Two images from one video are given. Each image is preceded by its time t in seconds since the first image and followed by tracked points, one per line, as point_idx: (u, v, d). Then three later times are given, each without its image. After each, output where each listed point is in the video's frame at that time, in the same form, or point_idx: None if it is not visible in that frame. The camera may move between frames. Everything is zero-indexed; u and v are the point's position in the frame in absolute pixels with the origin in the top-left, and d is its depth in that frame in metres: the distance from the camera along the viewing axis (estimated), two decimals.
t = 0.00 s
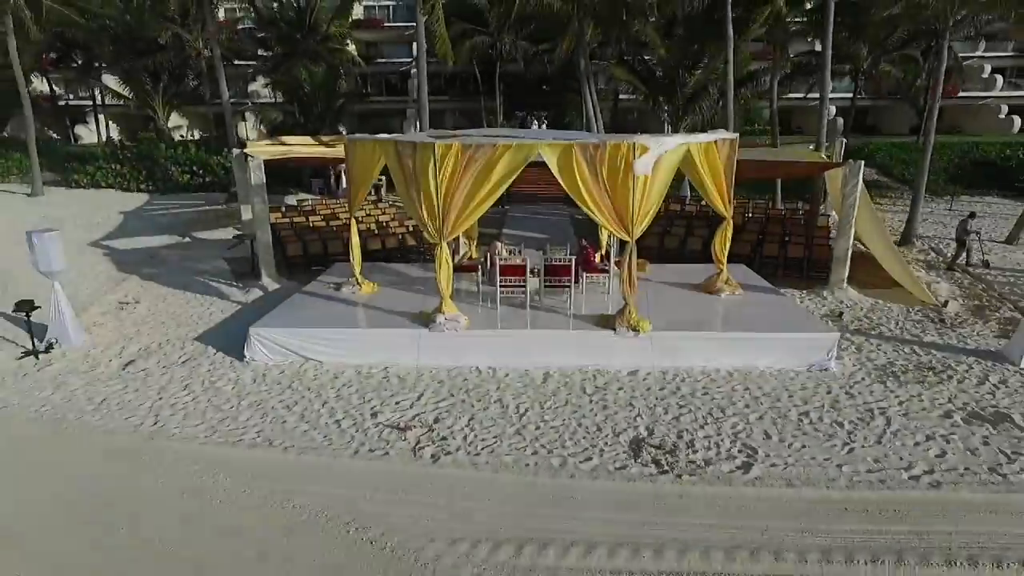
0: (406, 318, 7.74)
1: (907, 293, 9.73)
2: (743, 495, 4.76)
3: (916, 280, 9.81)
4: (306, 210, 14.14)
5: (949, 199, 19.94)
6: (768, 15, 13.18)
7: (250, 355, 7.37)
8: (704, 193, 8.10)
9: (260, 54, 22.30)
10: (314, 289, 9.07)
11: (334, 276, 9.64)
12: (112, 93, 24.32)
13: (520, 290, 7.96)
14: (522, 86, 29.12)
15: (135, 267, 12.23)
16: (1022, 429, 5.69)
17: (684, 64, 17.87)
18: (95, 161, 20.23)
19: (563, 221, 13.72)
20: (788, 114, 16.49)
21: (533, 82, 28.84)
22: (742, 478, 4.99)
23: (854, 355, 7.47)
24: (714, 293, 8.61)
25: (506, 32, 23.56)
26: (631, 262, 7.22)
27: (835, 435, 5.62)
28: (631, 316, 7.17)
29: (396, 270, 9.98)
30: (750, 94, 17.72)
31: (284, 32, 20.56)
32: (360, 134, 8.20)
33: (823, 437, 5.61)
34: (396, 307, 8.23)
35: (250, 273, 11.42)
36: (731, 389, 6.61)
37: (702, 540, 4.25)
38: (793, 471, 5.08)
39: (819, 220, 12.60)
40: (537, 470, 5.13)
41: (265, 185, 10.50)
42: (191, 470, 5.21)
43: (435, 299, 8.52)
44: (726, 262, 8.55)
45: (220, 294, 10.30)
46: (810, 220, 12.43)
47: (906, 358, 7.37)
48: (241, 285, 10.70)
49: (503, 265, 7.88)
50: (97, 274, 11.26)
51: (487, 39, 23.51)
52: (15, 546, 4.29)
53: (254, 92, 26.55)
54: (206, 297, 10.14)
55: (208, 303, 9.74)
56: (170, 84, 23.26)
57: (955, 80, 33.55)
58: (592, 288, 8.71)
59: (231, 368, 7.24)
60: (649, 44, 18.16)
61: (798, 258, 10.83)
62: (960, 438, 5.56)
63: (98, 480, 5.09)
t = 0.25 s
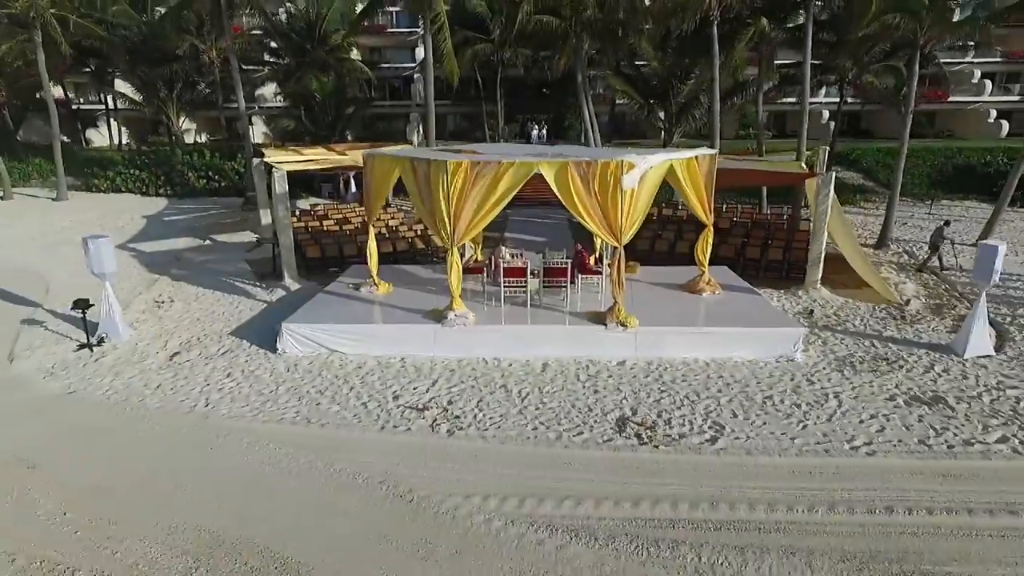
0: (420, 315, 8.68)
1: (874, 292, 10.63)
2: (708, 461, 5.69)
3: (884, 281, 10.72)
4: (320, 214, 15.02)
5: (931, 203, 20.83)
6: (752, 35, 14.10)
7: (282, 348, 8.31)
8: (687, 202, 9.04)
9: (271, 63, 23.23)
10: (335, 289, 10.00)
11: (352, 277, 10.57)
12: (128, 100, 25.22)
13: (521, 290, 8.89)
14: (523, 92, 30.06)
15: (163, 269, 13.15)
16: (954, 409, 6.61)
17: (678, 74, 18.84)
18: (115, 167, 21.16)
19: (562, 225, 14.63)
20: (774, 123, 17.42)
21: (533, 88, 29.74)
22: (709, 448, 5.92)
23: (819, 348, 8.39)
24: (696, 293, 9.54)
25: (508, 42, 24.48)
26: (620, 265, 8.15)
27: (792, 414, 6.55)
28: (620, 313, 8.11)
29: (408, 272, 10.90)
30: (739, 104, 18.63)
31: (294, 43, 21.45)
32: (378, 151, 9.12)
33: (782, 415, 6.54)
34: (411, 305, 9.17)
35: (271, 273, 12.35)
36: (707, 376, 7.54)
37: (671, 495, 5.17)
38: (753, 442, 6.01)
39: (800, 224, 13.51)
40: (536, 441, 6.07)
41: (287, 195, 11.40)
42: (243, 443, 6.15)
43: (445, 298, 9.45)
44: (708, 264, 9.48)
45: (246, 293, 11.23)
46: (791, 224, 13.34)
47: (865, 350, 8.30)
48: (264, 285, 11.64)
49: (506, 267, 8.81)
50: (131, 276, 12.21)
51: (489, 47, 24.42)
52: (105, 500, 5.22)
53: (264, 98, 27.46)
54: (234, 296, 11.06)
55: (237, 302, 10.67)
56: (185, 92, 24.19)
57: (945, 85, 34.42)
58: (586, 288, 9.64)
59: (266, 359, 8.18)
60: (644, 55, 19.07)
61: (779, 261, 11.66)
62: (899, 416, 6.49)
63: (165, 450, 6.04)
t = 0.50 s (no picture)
0: (432, 313, 9.67)
1: (846, 293, 11.60)
2: (683, 436, 6.67)
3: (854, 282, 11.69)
4: (332, 219, 15.96)
5: (913, 207, 21.82)
6: (737, 53, 15.08)
7: (309, 342, 9.31)
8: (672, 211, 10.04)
9: (282, 72, 24.21)
10: (353, 289, 10.99)
11: (368, 278, 11.56)
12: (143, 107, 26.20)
13: (523, 290, 9.87)
14: (524, 99, 31.08)
15: (189, 270, 14.13)
16: (900, 394, 7.60)
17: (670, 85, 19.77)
18: (134, 172, 22.13)
19: (560, 229, 15.57)
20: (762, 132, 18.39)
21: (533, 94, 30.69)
22: (685, 425, 6.91)
23: (790, 342, 9.38)
24: (682, 292, 10.52)
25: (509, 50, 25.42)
26: (611, 268, 9.16)
27: (759, 399, 7.54)
28: (611, 311, 9.11)
29: (419, 273, 11.89)
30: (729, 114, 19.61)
31: (304, 53, 22.41)
32: (394, 165, 10.11)
33: (750, 399, 7.53)
34: (423, 303, 10.16)
35: (291, 275, 13.33)
36: (687, 366, 8.53)
37: (650, 463, 6.16)
38: (723, 421, 7.00)
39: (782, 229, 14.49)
40: (536, 420, 7.06)
41: (307, 203, 12.37)
42: (283, 422, 7.15)
43: (454, 297, 10.44)
44: (691, 266, 10.45)
45: (269, 293, 12.21)
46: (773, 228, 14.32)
47: (830, 344, 9.29)
48: (285, 286, 12.62)
49: (509, 270, 9.80)
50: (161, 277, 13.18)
51: (491, 55, 25.38)
52: (174, 467, 6.22)
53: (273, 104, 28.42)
54: (259, 296, 12.05)
55: (263, 301, 11.66)
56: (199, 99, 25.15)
57: (932, 90, 35.42)
58: (582, 287, 10.62)
59: (295, 352, 9.17)
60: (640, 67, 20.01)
61: (760, 264, 12.60)
62: (851, 400, 7.47)
63: (218, 428, 7.03)
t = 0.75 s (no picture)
0: (442, 311, 10.70)
1: (821, 294, 12.59)
2: (664, 417, 7.70)
3: (829, 283, 12.69)
4: (344, 223, 16.96)
5: (897, 210, 22.82)
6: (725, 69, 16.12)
7: (332, 337, 10.34)
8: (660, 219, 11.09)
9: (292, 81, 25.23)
10: (370, 290, 12.02)
11: (382, 280, 12.59)
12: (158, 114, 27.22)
13: (524, 291, 10.90)
14: (525, 105, 32.10)
15: (212, 271, 15.16)
16: (857, 383, 8.62)
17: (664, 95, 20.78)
18: (152, 177, 23.16)
19: (558, 233, 16.58)
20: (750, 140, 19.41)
21: (533, 100, 31.68)
22: (667, 408, 7.93)
23: (766, 338, 10.38)
24: (669, 293, 11.54)
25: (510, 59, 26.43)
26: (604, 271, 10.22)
27: (734, 386, 8.56)
28: (604, 309, 10.13)
29: (429, 275, 12.92)
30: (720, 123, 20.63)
31: (315, 64, 23.42)
32: (408, 177, 11.18)
33: (725, 387, 8.56)
34: (434, 303, 11.19)
35: (308, 276, 14.36)
36: (672, 359, 9.56)
37: (634, 439, 7.18)
38: (700, 405, 8.03)
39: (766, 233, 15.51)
40: (537, 404, 8.08)
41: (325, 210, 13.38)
42: (316, 405, 8.19)
43: (462, 297, 11.47)
44: (678, 268, 11.48)
45: (290, 293, 13.24)
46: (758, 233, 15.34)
47: (801, 339, 10.30)
48: (305, 286, 13.64)
49: (513, 272, 10.83)
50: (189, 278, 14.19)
51: (494, 64, 26.40)
52: (228, 442, 7.27)
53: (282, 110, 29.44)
54: (281, 295, 13.08)
55: (285, 300, 12.68)
56: (213, 106, 26.16)
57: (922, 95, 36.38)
58: (578, 288, 11.64)
59: (320, 346, 10.20)
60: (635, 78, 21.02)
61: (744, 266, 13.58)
62: (814, 388, 8.49)
63: (260, 410, 8.07)
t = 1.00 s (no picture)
0: (451, 310, 11.75)
1: (800, 295, 13.63)
2: (651, 402, 8.75)
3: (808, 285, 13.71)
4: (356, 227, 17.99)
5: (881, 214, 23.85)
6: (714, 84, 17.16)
7: (352, 333, 11.39)
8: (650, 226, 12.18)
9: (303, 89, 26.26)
10: (385, 290, 13.06)
11: (395, 281, 13.64)
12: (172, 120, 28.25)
13: (526, 291, 11.97)
14: (526, 110, 33.13)
15: (234, 273, 16.19)
16: (823, 373, 9.68)
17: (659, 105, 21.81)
18: (169, 182, 24.20)
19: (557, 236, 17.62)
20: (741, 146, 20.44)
21: (533, 106, 32.69)
22: (653, 395, 8.99)
23: (746, 334, 11.43)
24: (659, 293, 12.60)
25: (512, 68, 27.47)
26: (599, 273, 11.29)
27: (713, 376, 9.61)
28: (598, 308, 11.19)
29: (438, 276, 13.98)
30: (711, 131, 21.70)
31: (324, 73, 24.55)
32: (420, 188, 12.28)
33: (706, 377, 9.62)
34: (444, 302, 12.25)
35: (325, 277, 15.39)
36: (659, 352, 10.61)
37: (624, 420, 8.23)
38: (683, 392, 9.08)
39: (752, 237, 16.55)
40: (538, 391, 9.13)
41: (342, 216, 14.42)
42: (342, 392, 9.23)
43: (469, 297, 12.53)
44: (667, 270, 12.53)
45: (309, 293, 14.28)
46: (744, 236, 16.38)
47: (779, 335, 11.34)
48: (322, 287, 14.67)
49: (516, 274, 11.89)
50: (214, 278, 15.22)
51: (496, 72, 27.43)
52: (268, 423, 8.31)
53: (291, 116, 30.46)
54: (301, 295, 14.11)
55: (305, 299, 13.72)
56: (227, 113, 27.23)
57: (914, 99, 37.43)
58: (575, 288, 12.69)
59: (341, 341, 11.25)
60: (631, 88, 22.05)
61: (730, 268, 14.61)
62: (784, 378, 9.54)
63: (293, 396, 9.13)
